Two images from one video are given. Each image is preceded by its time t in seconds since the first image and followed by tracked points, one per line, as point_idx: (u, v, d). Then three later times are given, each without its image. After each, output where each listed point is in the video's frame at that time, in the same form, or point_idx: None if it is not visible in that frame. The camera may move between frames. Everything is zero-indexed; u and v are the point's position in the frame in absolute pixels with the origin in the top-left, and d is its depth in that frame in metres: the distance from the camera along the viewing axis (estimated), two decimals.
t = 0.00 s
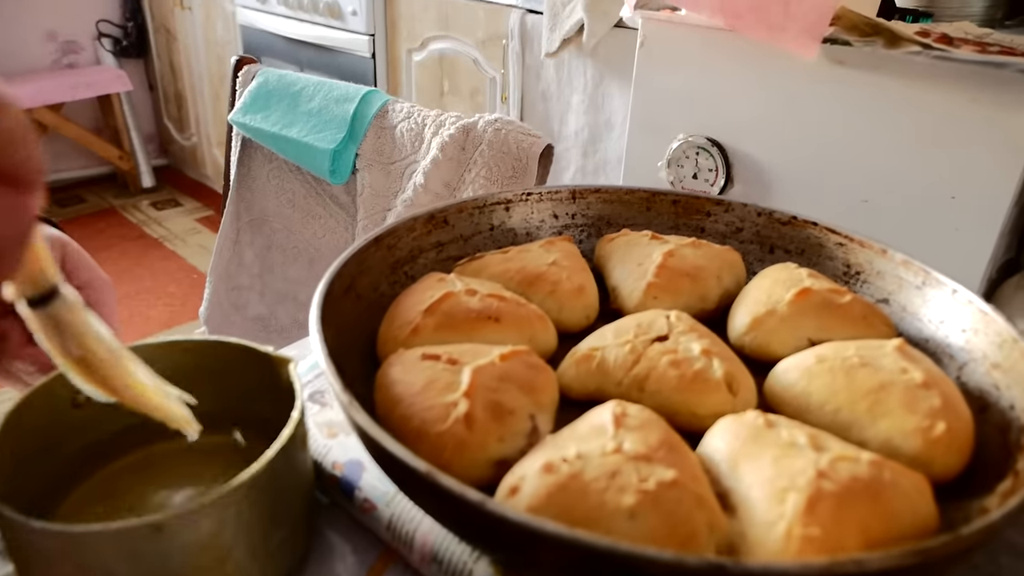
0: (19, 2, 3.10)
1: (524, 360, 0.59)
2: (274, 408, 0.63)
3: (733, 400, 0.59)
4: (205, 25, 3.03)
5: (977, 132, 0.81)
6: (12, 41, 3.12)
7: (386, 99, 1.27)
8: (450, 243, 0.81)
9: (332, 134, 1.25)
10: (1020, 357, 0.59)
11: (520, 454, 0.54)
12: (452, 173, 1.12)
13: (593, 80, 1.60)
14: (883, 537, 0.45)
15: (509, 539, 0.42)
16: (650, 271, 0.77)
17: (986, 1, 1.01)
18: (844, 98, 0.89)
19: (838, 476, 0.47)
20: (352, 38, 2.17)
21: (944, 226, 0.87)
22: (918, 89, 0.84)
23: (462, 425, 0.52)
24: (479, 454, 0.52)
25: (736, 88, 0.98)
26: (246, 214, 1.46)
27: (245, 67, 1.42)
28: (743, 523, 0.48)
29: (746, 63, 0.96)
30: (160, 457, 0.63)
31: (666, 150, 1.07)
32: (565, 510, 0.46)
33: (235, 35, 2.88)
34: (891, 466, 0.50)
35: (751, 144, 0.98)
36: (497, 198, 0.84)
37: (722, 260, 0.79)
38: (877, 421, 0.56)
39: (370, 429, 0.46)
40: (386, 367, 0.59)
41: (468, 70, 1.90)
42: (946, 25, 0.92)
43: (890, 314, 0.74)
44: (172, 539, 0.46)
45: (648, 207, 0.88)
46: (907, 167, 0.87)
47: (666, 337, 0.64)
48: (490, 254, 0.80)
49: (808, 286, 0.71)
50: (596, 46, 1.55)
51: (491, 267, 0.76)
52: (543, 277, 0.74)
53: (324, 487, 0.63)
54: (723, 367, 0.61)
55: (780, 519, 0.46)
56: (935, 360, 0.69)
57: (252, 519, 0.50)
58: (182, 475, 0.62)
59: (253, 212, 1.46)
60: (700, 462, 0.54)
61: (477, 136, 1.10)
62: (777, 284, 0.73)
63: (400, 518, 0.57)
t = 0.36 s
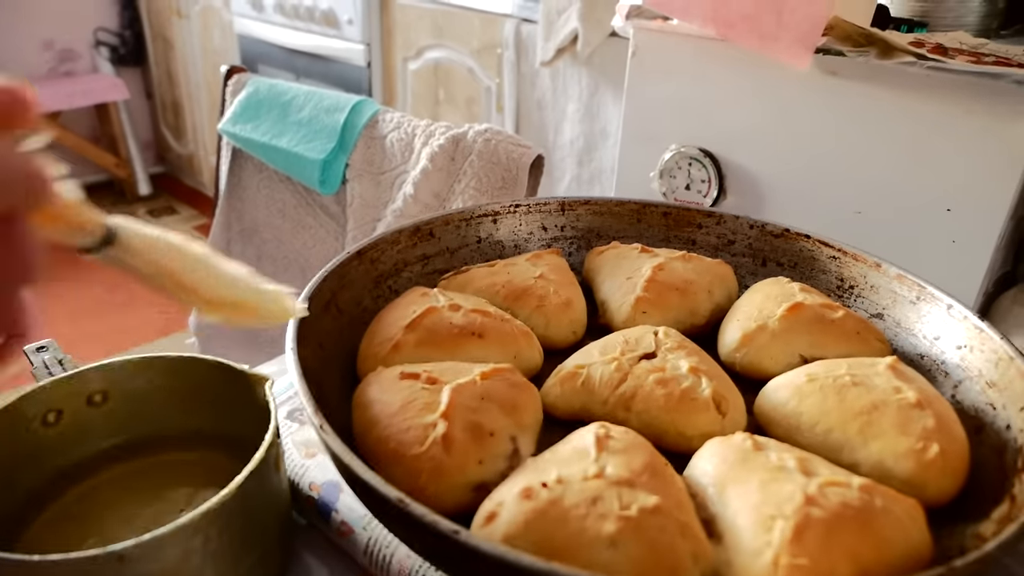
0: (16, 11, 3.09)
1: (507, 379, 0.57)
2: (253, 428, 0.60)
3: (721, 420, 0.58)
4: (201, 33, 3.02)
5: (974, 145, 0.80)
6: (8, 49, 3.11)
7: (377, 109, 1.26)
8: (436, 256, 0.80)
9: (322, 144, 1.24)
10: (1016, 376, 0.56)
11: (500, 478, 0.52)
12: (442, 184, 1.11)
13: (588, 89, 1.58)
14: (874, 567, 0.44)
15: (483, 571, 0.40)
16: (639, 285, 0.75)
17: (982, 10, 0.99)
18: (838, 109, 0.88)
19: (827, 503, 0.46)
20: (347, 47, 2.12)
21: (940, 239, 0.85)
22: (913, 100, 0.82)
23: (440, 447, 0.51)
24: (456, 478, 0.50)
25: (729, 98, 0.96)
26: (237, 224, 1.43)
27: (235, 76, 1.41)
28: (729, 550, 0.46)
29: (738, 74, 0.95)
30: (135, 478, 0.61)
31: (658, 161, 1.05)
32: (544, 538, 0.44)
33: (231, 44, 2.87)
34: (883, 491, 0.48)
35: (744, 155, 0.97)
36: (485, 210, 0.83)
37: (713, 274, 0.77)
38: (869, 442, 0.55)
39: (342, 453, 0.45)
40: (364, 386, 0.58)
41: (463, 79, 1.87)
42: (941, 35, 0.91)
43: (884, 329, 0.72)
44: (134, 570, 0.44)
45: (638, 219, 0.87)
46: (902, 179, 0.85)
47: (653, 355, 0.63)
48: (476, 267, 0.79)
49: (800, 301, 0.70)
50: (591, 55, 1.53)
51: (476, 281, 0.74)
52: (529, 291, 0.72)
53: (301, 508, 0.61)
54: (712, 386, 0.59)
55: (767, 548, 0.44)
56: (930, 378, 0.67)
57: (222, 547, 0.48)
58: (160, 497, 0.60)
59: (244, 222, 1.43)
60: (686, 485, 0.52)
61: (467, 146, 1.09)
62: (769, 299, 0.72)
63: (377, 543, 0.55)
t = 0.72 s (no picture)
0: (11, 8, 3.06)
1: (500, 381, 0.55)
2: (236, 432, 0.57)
3: (723, 425, 0.56)
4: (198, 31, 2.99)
5: (982, 144, 0.78)
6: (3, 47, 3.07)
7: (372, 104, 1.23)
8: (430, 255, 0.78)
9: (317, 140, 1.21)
10: None
11: (491, 484, 0.50)
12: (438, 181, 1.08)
13: (589, 88, 1.56)
14: None
15: None
16: (638, 284, 0.73)
17: (989, 7, 0.97)
18: (843, 105, 0.86)
19: (833, 512, 0.44)
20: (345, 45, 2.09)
21: (946, 239, 0.83)
22: (919, 97, 0.80)
23: (430, 452, 0.49)
24: (446, 484, 0.48)
25: (730, 95, 0.94)
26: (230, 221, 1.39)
27: (229, 73, 1.39)
28: (730, 560, 0.44)
29: (740, 70, 0.93)
30: (116, 487, 0.58)
31: (658, 159, 1.03)
32: (536, 548, 0.42)
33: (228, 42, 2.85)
34: (891, 499, 0.46)
35: (746, 153, 0.95)
36: (480, 208, 0.81)
37: (714, 273, 0.75)
38: (876, 449, 0.53)
39: (325, 459, 0.43)
40: (352, 388, 0.55)
41: (462, 77, 1.85)
42: (948, 31, 0.89)
43: (890, 332, 0.70)
44: None
45: (637, 218, 0.85)
46: (909, 177, 0.83)
47: (652, 356, 0.61)
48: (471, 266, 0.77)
49: (804, 302, 0.68)
50: (591, 53, 1.51)
51: (470, 280, 0.72)
52: (525, 290, 0.70)
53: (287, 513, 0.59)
54: (712, 389, 0.57)
55: (770, 559, 0.42)
56: (937, 382, 0.65)
57: (199, 557, 0.46)
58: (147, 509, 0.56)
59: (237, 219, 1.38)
60: (685, 492, 0.50)
61: (463, 143, 1.06)
62: (772, 299, 0.70)
63: (365, 551, 0.53)
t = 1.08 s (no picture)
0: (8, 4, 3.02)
1: (507, 380, 0.53)
2: (235, 432, 0.55)
3: (738, 424, 0.54)
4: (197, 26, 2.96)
5: (1001, 134, 0.76)
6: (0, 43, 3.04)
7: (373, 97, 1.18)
8: (434, 250, 0.76)
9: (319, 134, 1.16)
10: None
11: (500, 486, 0.48)
12: (442, 176, 1.07)
13: (594, 80, 1.53)
14: None
15: None
16: (647, 279, 0.71)
17: None
18: (856, 95, 0.84)
19: (857, 515, 0.42)
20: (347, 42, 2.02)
21: (963, 232, 0.81)
22: (936, 86, 0.78)
23: (436, 453, 0.47)
24: (452, 486, 0.47)
25: (740, 85, 0.92)
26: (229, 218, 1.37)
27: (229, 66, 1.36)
28: (748, 566, 0.42)
29: (751, 60, 0.91)
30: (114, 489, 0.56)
31: (666, 151, 1.01)
32: (547, 554, 0.40)
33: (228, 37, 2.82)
34: (915, 501, 0.44)
35: (756, 145, 0.93)
36: (485, 201, 0.79)
37: (725, 268, 0.73)
38: (897, 448, 0.51)
39: (328, 461, 0.41)
40: (355, 388, 0.53)
41: (465, 71, 1.83)
42: (963, 18, 0.87)
43: (907, 327, 0.69)
44: None
45: (645, 211, 0.83)
46: (924, 169, 0.81)
47: (664, 353, 0.59)
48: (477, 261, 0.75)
49: (819, 296, 0.66)
50: (595, 45, 1.48)
51: (476, 275, 0.71)
52: (532, 286, 0.69)
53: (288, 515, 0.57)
54: (727, 387, 0.56)
55: (792, 565, 0.40)
56: (957, 378, 0.63)
57: (200, 565, 0.44)
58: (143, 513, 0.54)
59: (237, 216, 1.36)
60: (700, 494, 0.49)
61: (467, 136, 1.05)
62: (785, 294, 0.68)
63: (370, 555, 0.51)
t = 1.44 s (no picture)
0: None
1: (511, 376, 0.52)
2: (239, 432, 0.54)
3: (747, 421, 0.53)
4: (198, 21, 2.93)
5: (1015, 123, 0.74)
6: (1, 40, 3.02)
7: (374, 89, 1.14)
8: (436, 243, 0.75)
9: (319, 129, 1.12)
10: None
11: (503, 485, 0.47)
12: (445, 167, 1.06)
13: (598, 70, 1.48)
14: None
15: None
16: (654, 273, 0.70)
17: None
18: (866, 84, 0.82)
19: (871, 516, 0.41)
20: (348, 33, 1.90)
21: (976, 224, 0.80)
22: (949, 75, 0.77)
23: (438, 452, 0.46)
24: (455, 486, 0.45)
25: (748, 75, 0.91)
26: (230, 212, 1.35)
27: (229, 59, 1.34)
28: (759, 568, 0.41)
29: (758, 48, 0.89)
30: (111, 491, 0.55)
31: (672, 142, 1.00)
32: (552, 556, 0.39)
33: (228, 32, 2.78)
34: (931, 500, 0.43)
35: (764, 136, 0.91)
36: (488, 193, 0.78)
37: (733, 260, 0.72)
38: (911, 446, 0.50)
39: (326, 461, 0.40)
40: (356, 385, 0.52)
41: (467, 64, 1.71)
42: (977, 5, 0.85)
43: (919, 320, 0.67)
44: None
45: (652, 203, 0.82)
46: (936, 159, 0.80)
47: (671, 348, 0.57)
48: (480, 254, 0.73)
49: (829, 290, 0.64)
50: (600, 37, 1.42)
51: (480, 269, 0.69)
52: (536, 279, 0.67)
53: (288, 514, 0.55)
54: (736, 382, 0.54)
55: (805, 567, 0.39)
56: (971, 373, 0.62)
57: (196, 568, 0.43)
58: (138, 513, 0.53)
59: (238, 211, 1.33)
60: (709, 492, 0.47)
61: (470, 128, 1.03)
62: (795, 288, 0.66)
63: (371, 556, 0.50)
